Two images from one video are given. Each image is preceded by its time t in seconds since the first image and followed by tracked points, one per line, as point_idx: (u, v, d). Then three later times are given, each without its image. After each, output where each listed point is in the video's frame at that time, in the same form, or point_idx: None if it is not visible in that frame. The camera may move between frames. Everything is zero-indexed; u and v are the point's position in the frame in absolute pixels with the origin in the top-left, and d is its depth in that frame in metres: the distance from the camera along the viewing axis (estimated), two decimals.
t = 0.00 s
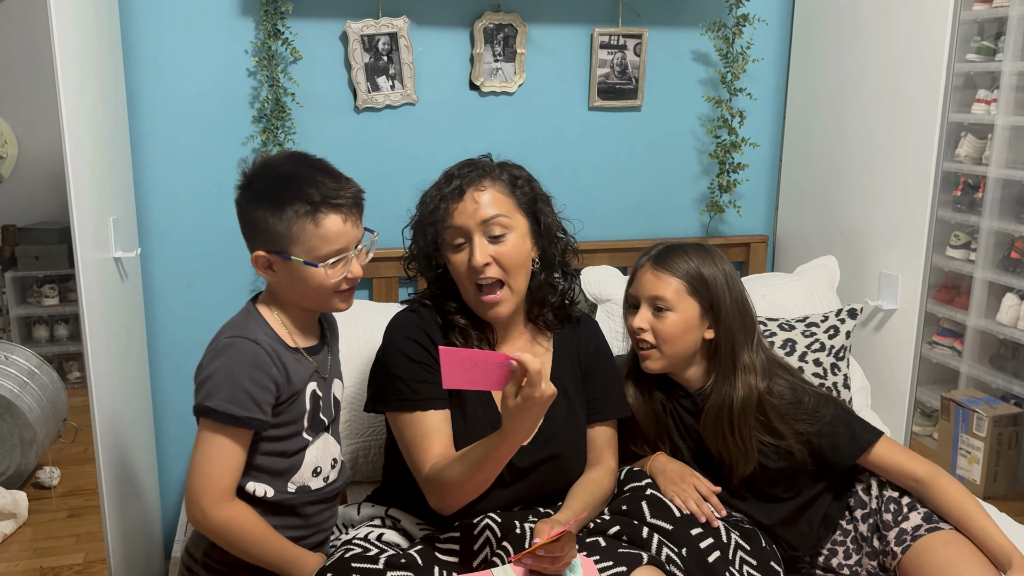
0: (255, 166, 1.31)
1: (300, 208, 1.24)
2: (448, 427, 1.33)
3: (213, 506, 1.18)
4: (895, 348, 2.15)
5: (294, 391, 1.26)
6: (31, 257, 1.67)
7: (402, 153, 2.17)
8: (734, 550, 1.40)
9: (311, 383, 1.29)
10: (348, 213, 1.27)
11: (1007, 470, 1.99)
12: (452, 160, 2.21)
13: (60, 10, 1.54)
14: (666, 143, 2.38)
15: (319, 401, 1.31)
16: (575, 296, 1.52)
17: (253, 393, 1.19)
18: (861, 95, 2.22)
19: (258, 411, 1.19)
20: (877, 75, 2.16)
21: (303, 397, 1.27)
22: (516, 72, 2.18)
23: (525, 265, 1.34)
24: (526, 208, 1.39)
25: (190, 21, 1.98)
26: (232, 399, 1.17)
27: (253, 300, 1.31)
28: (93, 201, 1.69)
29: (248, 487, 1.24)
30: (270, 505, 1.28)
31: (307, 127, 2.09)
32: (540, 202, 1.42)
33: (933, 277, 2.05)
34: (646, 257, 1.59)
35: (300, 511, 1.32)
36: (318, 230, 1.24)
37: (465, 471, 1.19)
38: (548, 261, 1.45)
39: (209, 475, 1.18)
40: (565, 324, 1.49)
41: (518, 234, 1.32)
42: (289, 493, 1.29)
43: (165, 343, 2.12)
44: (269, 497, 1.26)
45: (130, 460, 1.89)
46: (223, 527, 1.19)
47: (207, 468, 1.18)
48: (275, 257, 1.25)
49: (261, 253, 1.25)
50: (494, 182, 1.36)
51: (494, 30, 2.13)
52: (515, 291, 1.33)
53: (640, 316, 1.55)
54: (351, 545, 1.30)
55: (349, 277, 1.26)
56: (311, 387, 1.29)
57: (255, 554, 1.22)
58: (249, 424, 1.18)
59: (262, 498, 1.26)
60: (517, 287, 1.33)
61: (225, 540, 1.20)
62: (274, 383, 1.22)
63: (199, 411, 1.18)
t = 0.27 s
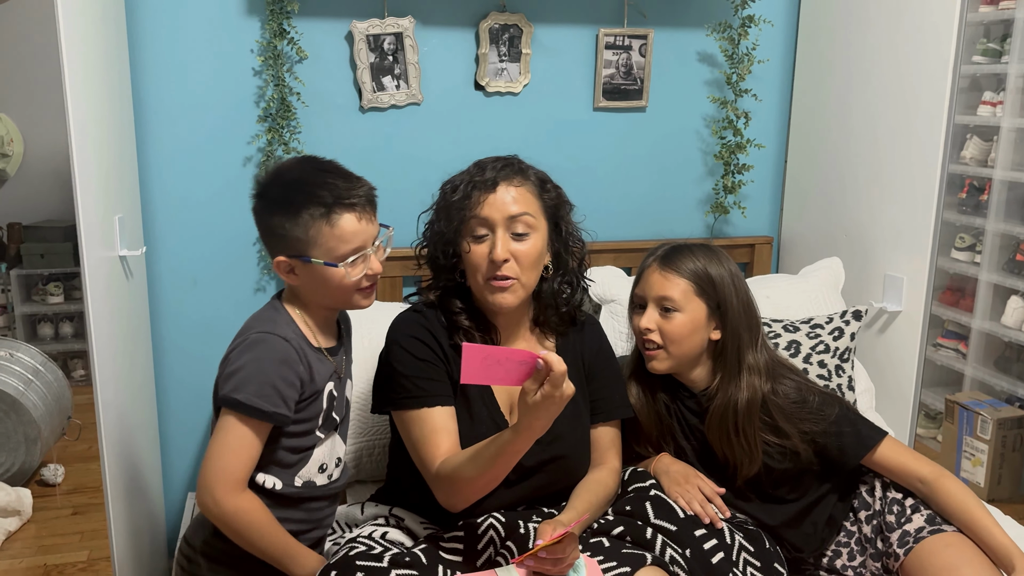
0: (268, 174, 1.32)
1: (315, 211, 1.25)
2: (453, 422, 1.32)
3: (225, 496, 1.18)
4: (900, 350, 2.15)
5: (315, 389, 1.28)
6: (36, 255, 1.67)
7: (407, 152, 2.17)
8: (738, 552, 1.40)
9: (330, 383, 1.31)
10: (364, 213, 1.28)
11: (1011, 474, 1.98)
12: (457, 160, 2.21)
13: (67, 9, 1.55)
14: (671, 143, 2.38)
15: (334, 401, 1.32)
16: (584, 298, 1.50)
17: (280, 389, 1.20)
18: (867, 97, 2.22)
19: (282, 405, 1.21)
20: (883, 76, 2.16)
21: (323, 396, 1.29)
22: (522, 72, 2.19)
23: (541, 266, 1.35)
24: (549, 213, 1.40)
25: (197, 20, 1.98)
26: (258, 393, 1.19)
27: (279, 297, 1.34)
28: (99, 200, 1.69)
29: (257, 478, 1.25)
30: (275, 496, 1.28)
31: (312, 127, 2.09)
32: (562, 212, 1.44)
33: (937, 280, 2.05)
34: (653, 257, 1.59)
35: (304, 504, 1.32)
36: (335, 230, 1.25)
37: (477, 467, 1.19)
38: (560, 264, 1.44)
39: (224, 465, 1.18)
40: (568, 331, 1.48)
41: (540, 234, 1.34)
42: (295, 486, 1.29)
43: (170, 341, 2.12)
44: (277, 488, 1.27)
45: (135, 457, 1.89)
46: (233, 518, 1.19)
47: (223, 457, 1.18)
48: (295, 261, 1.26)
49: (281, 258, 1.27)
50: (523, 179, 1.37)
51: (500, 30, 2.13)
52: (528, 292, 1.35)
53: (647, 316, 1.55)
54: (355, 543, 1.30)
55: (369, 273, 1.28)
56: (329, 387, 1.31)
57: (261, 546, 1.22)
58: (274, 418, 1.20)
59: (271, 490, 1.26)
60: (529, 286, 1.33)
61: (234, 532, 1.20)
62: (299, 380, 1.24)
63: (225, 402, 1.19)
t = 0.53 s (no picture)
0: (283, 169, 1.34)
1: (324, 203, 1.26)
2: (452, 419, 1.32)
3: (229, 491, 1.18)
4: (903, 351, 2.14)
5: (322, 384, 1.27)
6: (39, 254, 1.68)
7: (409, 151, 2.17)
8: (740, 553, 1.40)
9: (337, 379, 1.30)
10: (372, 206, 1.29)
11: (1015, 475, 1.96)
12: (459, 159, 2.21)
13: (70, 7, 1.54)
14: (675, 142, 2.37)
15: (341, 397, 1.32)
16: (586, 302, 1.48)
17: (284, 384, 1.20)
18: (872, 96, 2.21)
19: (288, 400, 1.21)
20: (887, 76, 2.15)
21: (328, 393, 1.29)
22: (525, 71, 2.18)
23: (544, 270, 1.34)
24: (557, 218, 1.40)
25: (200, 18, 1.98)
26: (263, 388, 1.19)
27: (288, 293, 1.35)
28: (101, 199, 1.69)
29: (261, 471, 1.26)
30: (279, 490, 1.28)
31: (315, 125, 2.09)
32: (570, 218, 1.43)
33: (941, 281, 2.04)
34: (656, 256, 1.59)
35: (308, 498, 1.32)
36: (342, 222, 1.26)
37: (477, 470, 1.19)
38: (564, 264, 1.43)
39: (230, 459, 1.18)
40: (571, 336, 1.47)
41: (544, 239, 1.33)
42: (299, 480, 1.29)
43: (172, 339, 2.12)
44: (280, 481, 1.27)
45: (136, 455, 1.89)
46: (235, 512, 1.19)
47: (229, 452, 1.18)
48: (303, 253, 1.27)
49: (290, 249, 1.28)
50: (534, 183, 1.36)
51: (503, 29, 2.13)
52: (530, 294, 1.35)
53: (650, 315, 1.54)
54: (356, 543, 1.30)
55: (374, 269, 1.27)
56: (335, 383, 1.30)
57: (258, 542, 1.22)
58: (277, 412, 1.20)
59: (272, 482, 1.27)
60: (530, 287, 1.32)
61: (234, 525, 1.21)
62: (304, 375, 1.23)
63: (231, 395, 1.20)
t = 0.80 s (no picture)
0: (290, 162, 1.35)
1: (328, 195, 1.26)
2: (455, 417, 1.32)
3: (238, 486, 1.18)
4: (905, 349, 2.14)
5: (324, 377, 1.27)
6: (41, 250, 1.68)
7: (411, 148, 2.16)
8: (741, 549, 1.40)
9: (338, 372, 1.30)
10: (375, 198, 1.29)
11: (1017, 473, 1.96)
12: (461, 156, 2.20)
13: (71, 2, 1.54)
14: (677, 139, 2.37)
15: (342, 391, 1.32)
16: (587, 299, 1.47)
17: (287, 377, 1.20)
18: (875, 93, 2.20)
19: (291, 393, 1.21)
20: (889, 73, 2.15)
21: (330, 386, 1.29)
22: (527, 67, 2.18)
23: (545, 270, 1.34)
24: (557, 215, 1.39)
25: (202, 14, 1.98)
26: (265, 381, 1.18)
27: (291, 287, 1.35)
28: (103, 195, 1.69)
29: (264, 466, 1.26)
30: (282, 484, 1.28)
31: (317, 121, 2.09)
32: (570, 214, 1.43)
33: (944, 278, 2.04)
34: (658, 253, 1.58)
35: (311, 493, 1.32)
36: (344, 214, 1.25)
37: (477, 467, 1.18)
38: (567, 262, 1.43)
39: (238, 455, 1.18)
40: (573, 331, 1.47)
41: (548, 236, 1.33)
42: (302, 474, 1.29)
43: (173, 335, 2.12)
44: (283, 476, 1.27)
45: (137, 450, 1.89)
46: (239, 509, 1.19)
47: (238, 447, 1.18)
48: (306, 246, 1.27)
49: (293, 241, 1.28)
50: (532, 182, 1.35)
51: (505, 25, 2.12)
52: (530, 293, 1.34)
53: (652, 312, 1.54)
54: (358, 539, 1.30)
55: (376, 262, 1.27)
56: (337, 376, 1.30)
57: (257, 540, 1.21)
58: (280, 405, 1.19)
59: (274, 477, 1.26)
60: (533, 287, 1.32)
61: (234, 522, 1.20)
62: (306, 368, 1.23)
63: (234, 389, 1.19)
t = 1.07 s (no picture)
0: (289, 162, 1.34)
1: (329, 194, 1.26)
2: (459, 420, 1.32)
3: (243, 487, 1.19)
4: (907, 349, 2.14)
5: (326, 375, 1.27)
6: (41, 249, 1.67)
7: (412, 147, 2.16)
8: (742, 551, 1.39)
9: (339, 371, 1.30)
10: (376, 196, 1.29)
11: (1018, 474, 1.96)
12: (462, 156, 2.20)
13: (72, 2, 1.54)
14: (678, 139, 2.37)
15: (344, 390, 1.31)
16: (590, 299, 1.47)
17: (289, 376, 1.20)
18: (877, 93, 2.20)
19: (292, 392, 1.20)
20: (890, 73, 2.15)
21: (332, 385, 1.29)
22: (528, 67, 2.18)
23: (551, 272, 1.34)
24: (562, 216, 1.39)
25: (202, 13, 1.98)
26: (268, 380, 1.18)
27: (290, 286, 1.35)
28: (104, 195, 1.69)
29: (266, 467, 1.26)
30: (284, 486, 1.28)
31: (318, 121, 2.09)
32: (576, 215, 1.43)
33: (944, 278, 2.03)
34: (659, 254, 1.58)
35: (313, 494, 1.31)
36: (346, 212, 1.25)
37: (479, 470, 1.18)
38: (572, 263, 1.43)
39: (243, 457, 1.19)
40: (577, 332, 1.47)
41: (553, 239, 1.33)
42: (304, 475, 1.29)
43: (174, 335, 2.12)
44: (285, 477, 1.27)
45: (138, 451, 1.89)
46: (245, 510, 1.19)
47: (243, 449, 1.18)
48: (306, 244, 1.27)
49: (293, 240, 1.27)
50: (539, 184, 1.35)
51: (506, 25, 2.12)
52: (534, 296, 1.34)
53: (653, 313, 1.54)
54: (359, 540, 1.30)
55: (376, 261, 1.27)
56: (338, 376, 1.30)
57: (260, 542, 1.22)
58: (283, 404, 1.19)
59: (276, 478, 1.27)
60: (539, 289, 1.32)
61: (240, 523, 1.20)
62: (308, 366, 1.23)
63: (236, 389, 1.19)
